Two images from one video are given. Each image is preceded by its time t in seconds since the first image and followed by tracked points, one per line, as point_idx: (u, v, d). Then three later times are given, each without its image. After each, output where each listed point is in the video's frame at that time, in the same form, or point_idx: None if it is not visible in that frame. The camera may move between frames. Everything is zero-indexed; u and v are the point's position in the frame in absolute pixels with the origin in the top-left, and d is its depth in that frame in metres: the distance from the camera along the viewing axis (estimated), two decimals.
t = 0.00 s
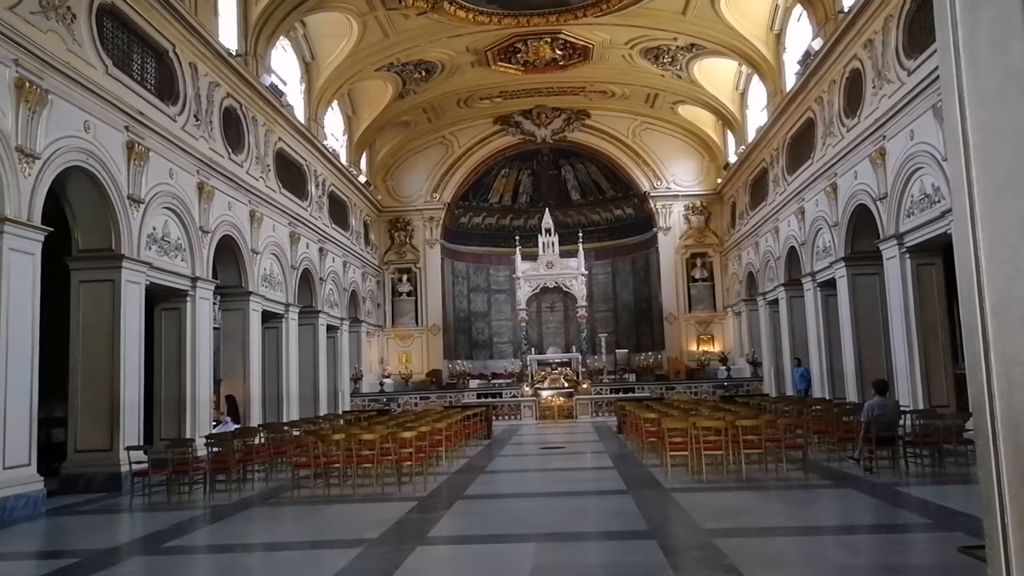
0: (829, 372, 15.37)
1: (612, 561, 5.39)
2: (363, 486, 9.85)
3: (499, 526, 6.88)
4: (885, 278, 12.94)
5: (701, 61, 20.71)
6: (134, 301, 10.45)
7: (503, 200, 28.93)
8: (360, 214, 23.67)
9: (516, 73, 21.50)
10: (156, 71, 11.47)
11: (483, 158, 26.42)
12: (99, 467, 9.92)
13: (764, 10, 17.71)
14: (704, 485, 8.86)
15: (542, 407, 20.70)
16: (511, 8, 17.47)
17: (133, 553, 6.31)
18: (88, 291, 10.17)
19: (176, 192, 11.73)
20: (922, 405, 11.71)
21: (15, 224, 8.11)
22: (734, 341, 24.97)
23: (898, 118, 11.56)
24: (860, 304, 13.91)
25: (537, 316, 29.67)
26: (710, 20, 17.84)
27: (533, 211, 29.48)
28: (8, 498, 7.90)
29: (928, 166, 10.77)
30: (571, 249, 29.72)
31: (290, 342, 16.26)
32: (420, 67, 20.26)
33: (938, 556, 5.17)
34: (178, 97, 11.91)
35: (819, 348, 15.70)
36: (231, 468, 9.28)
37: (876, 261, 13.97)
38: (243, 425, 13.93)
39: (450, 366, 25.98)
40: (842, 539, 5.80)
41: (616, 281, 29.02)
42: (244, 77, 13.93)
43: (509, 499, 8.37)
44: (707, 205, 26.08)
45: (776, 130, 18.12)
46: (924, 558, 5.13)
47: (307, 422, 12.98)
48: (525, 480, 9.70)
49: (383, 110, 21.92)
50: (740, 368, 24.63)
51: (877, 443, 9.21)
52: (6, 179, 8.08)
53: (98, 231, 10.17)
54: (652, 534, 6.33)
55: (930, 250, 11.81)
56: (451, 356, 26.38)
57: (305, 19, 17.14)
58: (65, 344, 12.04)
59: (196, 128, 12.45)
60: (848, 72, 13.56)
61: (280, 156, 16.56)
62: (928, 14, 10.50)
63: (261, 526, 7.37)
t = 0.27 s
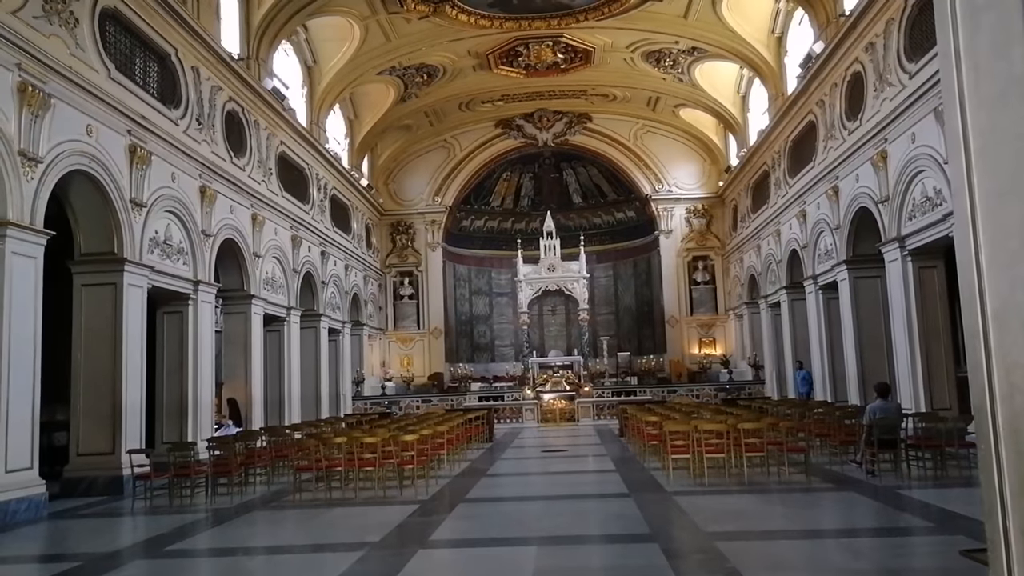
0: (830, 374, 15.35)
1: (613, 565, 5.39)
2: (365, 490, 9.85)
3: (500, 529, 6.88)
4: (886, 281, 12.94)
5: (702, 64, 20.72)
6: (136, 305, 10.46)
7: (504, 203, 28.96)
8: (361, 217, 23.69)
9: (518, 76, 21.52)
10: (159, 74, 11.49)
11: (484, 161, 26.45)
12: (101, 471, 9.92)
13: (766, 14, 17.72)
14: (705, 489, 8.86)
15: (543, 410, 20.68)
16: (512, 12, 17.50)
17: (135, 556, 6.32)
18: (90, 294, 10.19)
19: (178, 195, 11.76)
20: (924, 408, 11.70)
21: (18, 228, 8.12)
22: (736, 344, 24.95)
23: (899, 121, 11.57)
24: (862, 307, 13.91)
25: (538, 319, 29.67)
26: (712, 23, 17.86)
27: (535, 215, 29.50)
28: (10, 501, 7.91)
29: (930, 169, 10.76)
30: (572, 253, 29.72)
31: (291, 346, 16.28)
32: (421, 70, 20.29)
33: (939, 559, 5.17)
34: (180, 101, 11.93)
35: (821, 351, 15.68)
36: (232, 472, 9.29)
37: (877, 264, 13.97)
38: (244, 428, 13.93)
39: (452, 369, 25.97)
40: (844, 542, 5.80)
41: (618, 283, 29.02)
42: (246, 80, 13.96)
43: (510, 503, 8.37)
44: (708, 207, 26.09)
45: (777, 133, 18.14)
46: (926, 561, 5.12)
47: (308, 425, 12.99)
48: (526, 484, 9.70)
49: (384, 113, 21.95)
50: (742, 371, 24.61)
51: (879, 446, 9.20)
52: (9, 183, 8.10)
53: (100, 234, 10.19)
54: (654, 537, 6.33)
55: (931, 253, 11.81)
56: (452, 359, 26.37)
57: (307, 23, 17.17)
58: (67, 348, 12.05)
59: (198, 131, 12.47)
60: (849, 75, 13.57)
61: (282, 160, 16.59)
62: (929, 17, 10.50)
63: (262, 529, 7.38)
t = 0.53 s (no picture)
0: (829, 374, 15.36)
1: (611, 564, 5.39)
2: (363, 489, 9.85)
3: (498, 528, 6.88)
4: (885, 281, 12.95)
5: (701, 64, 20.71)
6: (134, 304, 10.45)
7: (503, 202, 28.95)
8: (360, 216, 23.66)
9: (517, 75, 21.51)
10: (157, 73, 11.48)
11: (483, 160, 26.44)
12: (99, 470, 9.92)
13: (764, 13, 17.71)
14: (703, 488, 8.87)
15: (542, 409, 20.68)
16: (511, 10, 17.49)
17: (133, 555, 6.32)
18: (88, 293, 10.18)
19: (177, 194, 11.74)
20: (922, 407, 11.70)
21: (16, 226, 8.12)
22: (734, 343, 24.96)
23: (897, 120, 11.58)
24: (860, 306, 13.92)
25: (537, 318, 29.67)
26: (711, 22, 17.85)
27: (533, 214, 29.49)
28: (8, 499, 7.90)
29: (928, 168, 10.76)
30: (571, 252, 29.72)
31: (290, 344, 16.27)
32: (420, 69, 20.28)
33: (937, 558, 5.17)
34: (178, 99, 11.92)
35: (819, 350, 15.69)
36: (230, 471, 9.28)
37: (876, 264, 13.98)
38: (243, 426, 13.92)
39: (450, 367, 25.97)
40: (842, 541, 5.80)
41: (616, 283, 29.03)
42: (244, 79, 13.95)
43: (509, 501, 8.37)
44: (707, 207, 26.09)
45: (776, 132, 18.14)
46: (924, 561, 5.13)
47: (307, 424, 12.98)
48: (524, 483, 9.71)
49: (383, 112, 21.94)
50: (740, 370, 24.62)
51: (877, 445, 9.20)
52: (6, 181, 8.10)
53: (98, 233, 10.18)
54: (652, 536, 6.33)
55: (929, 253, 11.81)
56: (451, 358, 26.37)
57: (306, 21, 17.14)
58: (66, 346, 12.04)
59: (197, 130, 12.46)
60: (847, 75, 13.57)
61: (280, 158, 16.57)
62: (928, 17, 10.50)
63: (261, 528, 7.38)
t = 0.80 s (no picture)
0: (827, 372, 15.37)
1: (610, 562, 5.39)
2: (362, 487, 9.85)
3: (497, 526, 6.89)
4: (884, 279, 12.96)
5: (700, 62, 20.71)
6: (133, 302, 10.45)
7: (502, 201, 28.95)
8: (359, 214, 23.66)
9: (516, 73, 21.50)
10: (156, 71, 11.46)
11: (482, 158, 26.43)
12: (98, 468, 9.92)
13: (763, 12, 17.72)
14: (702, 486, 8.87)
15: (541, 408, 20.70)
16: (510, 8, 17.48)
17: (132, 553, 6.32)
18: (87, 291, 10.17)
19: (175, 192, 11.73)
20: (921, 406, 11.71)
21: (14, 224, 8.10)
22: (733, 342, 24.98)
23: (896, 119, 11.58)
24: (859, 305, 13.93)
25: (536, 317, 29.67)
26: (710, 21, 17.85)
27: (532, 212, 29.49)
28: (7, 498, 7.90)
29: (927, 167, 10.76)
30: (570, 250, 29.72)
31: (289, 343, 16.27)
32: (419, 67, 20.27)
33: (935, 556, 5.18)
34: (177, 97, 11.91)
35: (818, 349, 15.70)
36: (229, 469, 9.28)
37: (875, 262, 13.99)
38: (242, 425, 13.93)
39: (449, 366, 25.98)
40: (841, 539, 5.81)
41: (616, 281, 29.03)
42: (243, 77, 13.93)
43: (508, 500, 8.38)
44: (706, 205, 26.10)
45: (775, 131, 18.14)
46: (922, 559, 5.13)
47: (306, 422, 12.98)
48: (523, 481, 9.71)
49: (382, 110, 21.92)
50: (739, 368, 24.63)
51: (876, 443, 9.20)
52: (5, 180, 8.09)
53: (96, 231, 10.18)
54: (651, 534, 6.33)
55: (928, 251, 11.82)
56: (450, 356, 26.37)
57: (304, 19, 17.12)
58: (65, 344, 12.03)
59: (195, 128, 12.44)
60: (846, 73, 13.57)
61: (279, 157, 16.56)
62: (927, 15, 10.50)
63: (260, 526, 7.38)
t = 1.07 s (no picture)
0: (829, 372, 15.36)
1: (611, 561, 5.40)
2: (364, 486, 9.85)
3: (499, 526, 6.89)
4: (886, 279, 12.95)
5: (702, 62, 20.71)
6: (135, 301, 10.45)
7: (504, 200, 28.95)
8: (361, 214, 23.67)
9: (518, 73, 21.50)
10: (158, 70, 11.46)
11: (484, 158, 26.43)
12: (101, 467, 9.93)
13: (765, 11, 17.72)
14: (704, 486, 8.86)
15: (543, 407, 20.70)
16: (512, 8, 17.49)
17: (134, 552, 6.33)
18: (88, 290, 10.17)
19: (177, 191, 11.73)
20: (923, 406, 11.70)
21: (17, 223, 8.11)
22: (735, 342, 24.95)
23: (899, 119, 11.57)
24: (861, 304, 13.91)
25: (538, 316, 29.67)
26: (712, 21, 17.84)
27: (534, 212, 29.48)
28: (9, 496, 7.91)
29: (929, 166, 10.74)
30: (571, 250, 29.72)
31: (290, 342, 16.28)
32: (421, 67, 20.28)
33: (937, 556, 5.17)
34: (179, 97, 11.91)
35: (820, 349, 15.68)
36: (232, 468, 9.29)
37: (877, 262, 13.96)
38: (244, 424, 13.94)
39: (451, 365, 25.98)
40: (842, 539, 5.81)
41: (617, 281, 29.02)
42: (245, 76, 13.94)
43: (509, 499, 8.37)
44: (708, 205, 26.08)
45: (777, 131, 18.13)
46: (924, 559, 5.12)
47: (308, 422, 12.99)
48: (525, 481, 9.70)
49: (384, 110, 21.92)
50: (740, 368, 24.61)
51: (878, 444, 9.19)
52: (8, 179, 8.09)
53: (99, 230, 10.18)
54: (652, 534, 6.33)
55: (931, 251, 11.80)
56: (451, 356, 26.38)
57: (306, 19, 17.12)
58: (67, 343, 12.05)
59: (197, 128, 12.44)
60: (849, 73, 13.56)
61: (281, 156, 16.56)
62: (929, 15, 10.49)
63: (261, 525, 7.39)
